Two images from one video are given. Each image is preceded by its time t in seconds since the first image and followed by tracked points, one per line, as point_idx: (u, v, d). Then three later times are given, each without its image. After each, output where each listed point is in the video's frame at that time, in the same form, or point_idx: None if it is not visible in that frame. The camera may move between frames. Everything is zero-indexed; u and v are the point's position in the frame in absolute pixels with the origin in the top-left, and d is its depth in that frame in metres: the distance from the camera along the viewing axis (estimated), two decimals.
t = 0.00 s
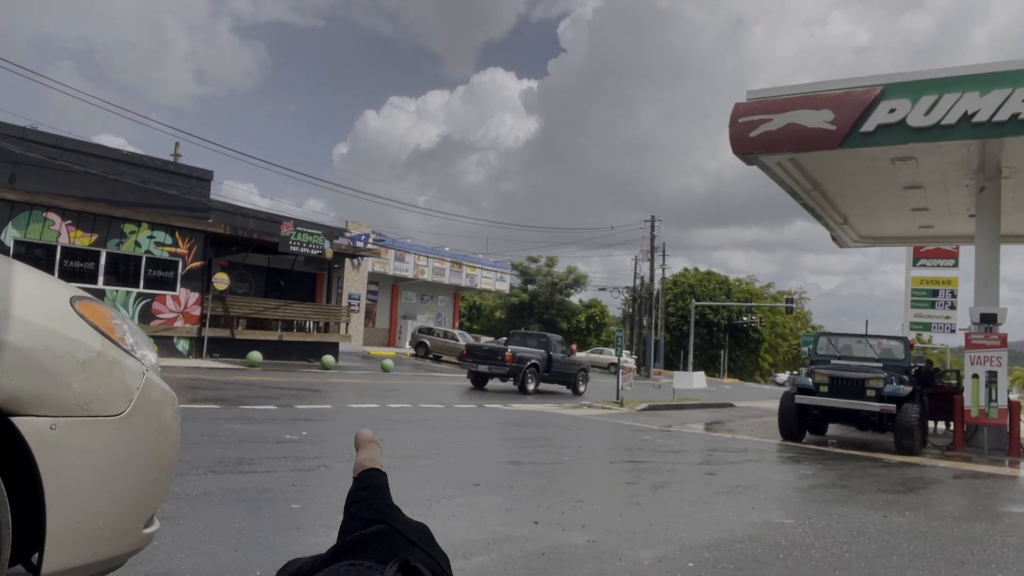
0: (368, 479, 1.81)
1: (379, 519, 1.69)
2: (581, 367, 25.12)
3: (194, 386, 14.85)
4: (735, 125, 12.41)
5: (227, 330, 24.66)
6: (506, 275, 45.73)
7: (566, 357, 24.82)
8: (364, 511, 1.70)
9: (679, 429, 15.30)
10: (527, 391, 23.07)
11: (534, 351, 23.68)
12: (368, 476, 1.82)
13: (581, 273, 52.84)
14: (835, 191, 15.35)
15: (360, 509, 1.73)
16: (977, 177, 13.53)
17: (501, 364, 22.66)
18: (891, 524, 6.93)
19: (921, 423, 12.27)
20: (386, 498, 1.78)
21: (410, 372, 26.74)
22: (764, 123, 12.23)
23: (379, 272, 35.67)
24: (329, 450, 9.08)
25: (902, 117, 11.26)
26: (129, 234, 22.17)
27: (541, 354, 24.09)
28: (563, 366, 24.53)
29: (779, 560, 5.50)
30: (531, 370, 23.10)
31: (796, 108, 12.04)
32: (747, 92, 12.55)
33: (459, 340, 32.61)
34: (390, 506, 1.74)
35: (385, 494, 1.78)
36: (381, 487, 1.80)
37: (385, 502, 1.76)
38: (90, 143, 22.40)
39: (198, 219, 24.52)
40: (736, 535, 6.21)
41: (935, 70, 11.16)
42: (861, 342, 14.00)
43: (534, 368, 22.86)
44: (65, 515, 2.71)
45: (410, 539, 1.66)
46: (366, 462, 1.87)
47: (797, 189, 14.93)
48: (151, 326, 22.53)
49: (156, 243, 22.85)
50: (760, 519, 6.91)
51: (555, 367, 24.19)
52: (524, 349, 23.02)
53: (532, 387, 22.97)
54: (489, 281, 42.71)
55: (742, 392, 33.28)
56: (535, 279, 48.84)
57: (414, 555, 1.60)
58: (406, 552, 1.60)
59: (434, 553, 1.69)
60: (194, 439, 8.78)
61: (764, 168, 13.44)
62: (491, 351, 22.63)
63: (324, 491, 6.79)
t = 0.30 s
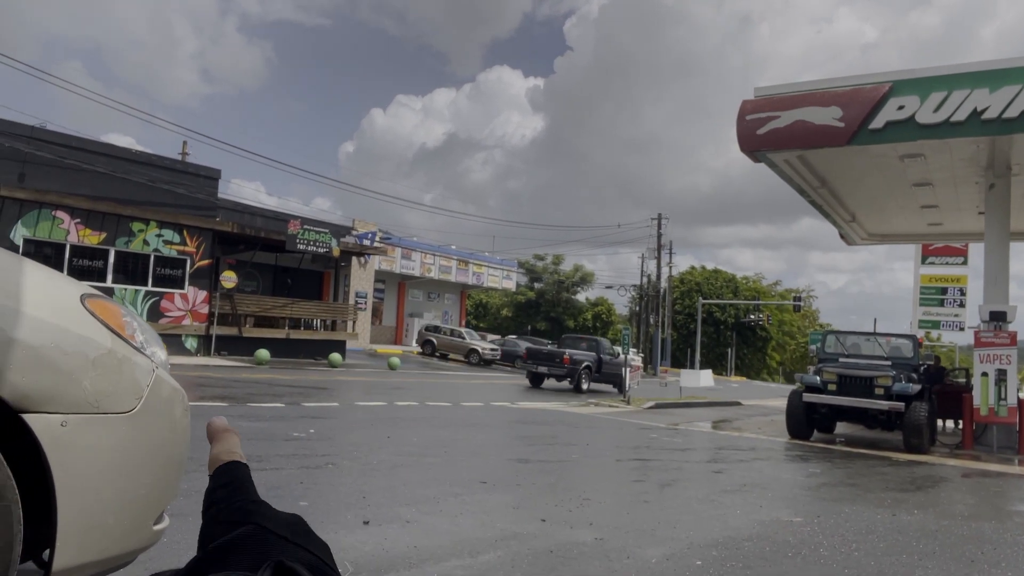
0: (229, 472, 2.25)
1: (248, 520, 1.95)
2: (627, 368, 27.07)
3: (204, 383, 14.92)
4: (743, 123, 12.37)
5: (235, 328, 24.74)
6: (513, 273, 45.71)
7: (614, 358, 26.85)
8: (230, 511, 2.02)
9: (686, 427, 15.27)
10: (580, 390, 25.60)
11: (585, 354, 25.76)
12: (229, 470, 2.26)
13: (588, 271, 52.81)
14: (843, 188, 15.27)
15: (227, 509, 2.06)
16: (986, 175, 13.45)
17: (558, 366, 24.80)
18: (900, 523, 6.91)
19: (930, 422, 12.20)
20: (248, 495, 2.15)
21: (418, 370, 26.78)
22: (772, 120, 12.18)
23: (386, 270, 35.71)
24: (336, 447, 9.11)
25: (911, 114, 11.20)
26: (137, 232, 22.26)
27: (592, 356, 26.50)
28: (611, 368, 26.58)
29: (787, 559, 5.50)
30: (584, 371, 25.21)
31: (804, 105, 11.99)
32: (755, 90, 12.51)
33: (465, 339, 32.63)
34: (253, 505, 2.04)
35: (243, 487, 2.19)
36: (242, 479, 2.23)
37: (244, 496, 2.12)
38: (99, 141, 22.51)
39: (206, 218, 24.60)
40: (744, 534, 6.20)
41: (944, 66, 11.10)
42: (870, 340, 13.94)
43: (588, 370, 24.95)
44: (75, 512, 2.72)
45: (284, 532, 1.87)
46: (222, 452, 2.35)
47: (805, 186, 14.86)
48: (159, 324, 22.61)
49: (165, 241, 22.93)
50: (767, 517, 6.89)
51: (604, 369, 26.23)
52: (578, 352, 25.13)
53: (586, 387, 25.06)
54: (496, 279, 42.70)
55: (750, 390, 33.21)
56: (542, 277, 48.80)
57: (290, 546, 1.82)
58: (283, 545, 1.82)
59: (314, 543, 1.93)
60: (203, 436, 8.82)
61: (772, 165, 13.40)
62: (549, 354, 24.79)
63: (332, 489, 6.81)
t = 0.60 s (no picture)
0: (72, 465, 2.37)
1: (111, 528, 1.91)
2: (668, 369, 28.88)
3: (213, 381, 14.99)
4: (750, 120, 12.32)
5: (242, 326, 24.79)
6: (519, 271, 45.71)
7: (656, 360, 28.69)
8: (86, 517, 2.04)
9: (692, 425, 15.24)
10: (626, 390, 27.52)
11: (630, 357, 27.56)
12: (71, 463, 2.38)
13: (594, 270, 52.80)
14: (850, 185, 15.21)
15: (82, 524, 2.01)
16: (995, 172, 13.38)
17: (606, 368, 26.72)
18: (908, 521, 6.88)
19: (938, 419, 12.16)
20: (94, 478, 2.31)
21: (424, 368, 26.81)
22: (780, 116, 12.14)
23: (392, 269, 35.76)
24: (343, 444, 9.14)
25: (919, 111, 11.13)
26: (145, 230, 22.34)
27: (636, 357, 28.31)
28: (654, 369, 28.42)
29: (795, 556, 5.48)
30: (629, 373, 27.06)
31: (811, 102, 11.94)
32: (762, 87, 12.46)
33: (471, 337, 32.63)
34: (109, 503, 2.10)
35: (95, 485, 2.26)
36: (89, 476, 2.30)
37: (93, 484, 2.26)
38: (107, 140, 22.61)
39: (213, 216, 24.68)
40: (751, 531, 6.19)
41: (951, 63, 11.04)
42: (878, 337, 13.88)
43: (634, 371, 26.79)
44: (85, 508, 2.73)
45: (152, 535, 1.85)
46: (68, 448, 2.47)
47: (812, 184, 14.80)
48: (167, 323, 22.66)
49: (172, 239, 23.00)
50: (775, 515, 6.87)
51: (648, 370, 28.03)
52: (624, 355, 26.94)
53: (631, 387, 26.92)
54: (501, 277, 42.70)
55: (756, 388, 33.14)
56: (548, 275, 48.79)
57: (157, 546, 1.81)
58: (151, 547, 1.80)
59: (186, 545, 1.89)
60: (210, 433, 8.84)
61: (779, 162, 13.35)
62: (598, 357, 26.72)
63: (339, 486, 6.81)
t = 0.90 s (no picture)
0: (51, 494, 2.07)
1: (97, 556, 1.86)
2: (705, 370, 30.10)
3: (218, 379, 15.05)
4: (755, 117, 12.30)
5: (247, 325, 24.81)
6: (523, 270, 45.72)
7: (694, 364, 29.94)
8: (64, 549, 1.90)
9: (697, 423, 15.20)
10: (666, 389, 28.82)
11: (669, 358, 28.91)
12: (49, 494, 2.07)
13: (599, 268, 52.74)
14: (856, 183, 15.16)
15: (55, 543, 1.91)
16: (1002, 168, 13.33)
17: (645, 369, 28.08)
18: (915, 519, 6.87)
19: (945, 417, 12.14)
20: (77, 508, 2.03)
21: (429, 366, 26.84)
22: (785, 114, 12.11)
23: (396, 267, 35.79)
24: (348, 442, 9.16)
25: (925, 107, 11.09)
26: (151, 230, 22.41)
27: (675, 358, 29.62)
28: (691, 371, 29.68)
29: (802, 553, 5.48)
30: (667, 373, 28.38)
31: (817, 99, 11.91)
32: (768, 84, 12.43)
33: (477, 335, 32.62)
34: (91, 529, 1.94)
35: (74, 513, 2.00)
36: (70, 506, 2.02)
37: (77, 516, 1.99)
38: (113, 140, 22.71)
39: (218, 215, 24.73)
40: (758, 529, 6.18)
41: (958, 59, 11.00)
42: (884, 335, 13.86)
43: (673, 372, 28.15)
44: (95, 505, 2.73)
45: (148, 559, 1.86)
46: (39, 476, 2.17)
47: (818, 181, 14.76)
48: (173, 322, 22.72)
49: (178, 238, 23.07)
50: (781, 513, 6.86)
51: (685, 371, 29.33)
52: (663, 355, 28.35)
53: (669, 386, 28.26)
54: (506, 275, 42.71)
55: (761, 386, 33.09)
56: (553, 273, 48.78)
57: (162, 575, 1.81)
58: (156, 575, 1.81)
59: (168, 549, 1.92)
60: (216, 431, 8.88)
61: (785, 160, 13.32)
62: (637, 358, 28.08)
63: (346, 484, 6.83)
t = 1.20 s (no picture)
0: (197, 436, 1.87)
1: (244, 469, 1.62)
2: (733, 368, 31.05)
3: (223, 378, 15.11)
4: (759, 115, 12.27)
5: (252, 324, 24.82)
6: (527, 268, 45.72)
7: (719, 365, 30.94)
8: (212, 465, 1.69)
9: (702, 421, 15.18)
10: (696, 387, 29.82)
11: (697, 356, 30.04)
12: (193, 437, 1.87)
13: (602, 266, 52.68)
14: (860, 180, 15.12)
15: (207, 466, 1.71)
16: (1007, 165, 13.29)
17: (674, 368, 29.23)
18: (921, 516, 6.85)
19: (949, 415, 12.09)
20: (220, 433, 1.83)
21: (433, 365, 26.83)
22: (790, 111, 12.07)
23: (400, 266, 35.81)
24: (353, 441, 9.17)
25: (930, 104, 11.06)
26: (155, 229, 22.45)
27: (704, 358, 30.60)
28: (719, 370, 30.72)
29: (807, 551, 5.47)
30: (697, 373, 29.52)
31: (821, 96, 11.88)
32: (771, 81, 12.39)
33: (480, 333, 32.62)
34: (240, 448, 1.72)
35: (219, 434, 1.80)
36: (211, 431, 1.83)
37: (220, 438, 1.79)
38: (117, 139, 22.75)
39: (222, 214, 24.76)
40: (763, 527, 6.17)
41: (963, 55, 10.95)
42: (888, 333, 13.82)
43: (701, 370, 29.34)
44: (99, 503, 2.76)
45: (290, 468, 1.57)
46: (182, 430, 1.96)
47: (822, 178, 14.72)
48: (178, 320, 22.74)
49: (181, 237, 23.11)
50: (786, 511, 6.85)
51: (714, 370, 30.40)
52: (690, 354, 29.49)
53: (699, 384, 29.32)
54: (510, 273, 42.72)
55: (766, 384, 33.02)
56: (556, 271, 48.77)
57: (306, 484, 1.52)
58: (297, 483, 1.53)
59: (328, 464, 1.61)
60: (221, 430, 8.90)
61: (788, 157, 13.29)
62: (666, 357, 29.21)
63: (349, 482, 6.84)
